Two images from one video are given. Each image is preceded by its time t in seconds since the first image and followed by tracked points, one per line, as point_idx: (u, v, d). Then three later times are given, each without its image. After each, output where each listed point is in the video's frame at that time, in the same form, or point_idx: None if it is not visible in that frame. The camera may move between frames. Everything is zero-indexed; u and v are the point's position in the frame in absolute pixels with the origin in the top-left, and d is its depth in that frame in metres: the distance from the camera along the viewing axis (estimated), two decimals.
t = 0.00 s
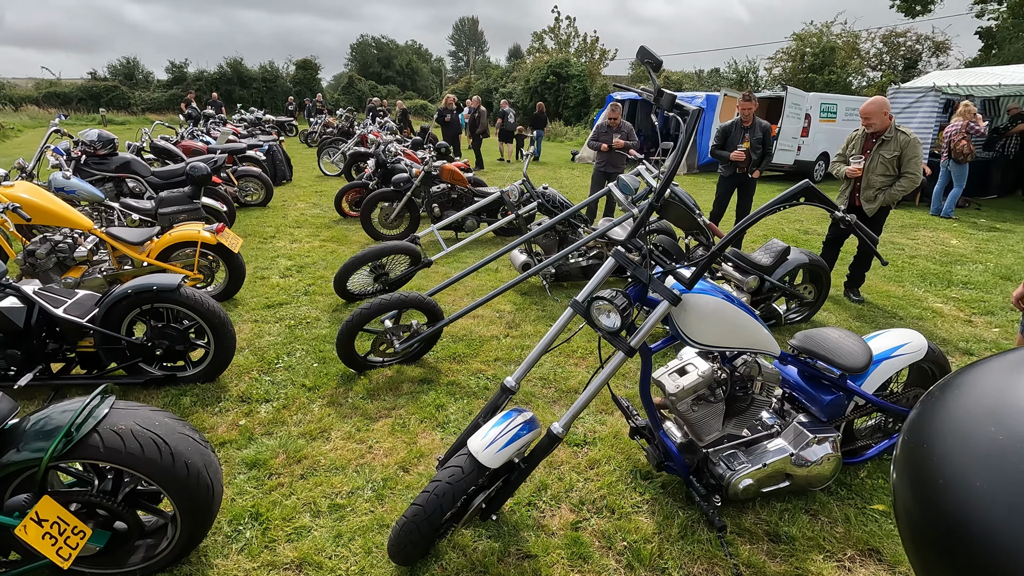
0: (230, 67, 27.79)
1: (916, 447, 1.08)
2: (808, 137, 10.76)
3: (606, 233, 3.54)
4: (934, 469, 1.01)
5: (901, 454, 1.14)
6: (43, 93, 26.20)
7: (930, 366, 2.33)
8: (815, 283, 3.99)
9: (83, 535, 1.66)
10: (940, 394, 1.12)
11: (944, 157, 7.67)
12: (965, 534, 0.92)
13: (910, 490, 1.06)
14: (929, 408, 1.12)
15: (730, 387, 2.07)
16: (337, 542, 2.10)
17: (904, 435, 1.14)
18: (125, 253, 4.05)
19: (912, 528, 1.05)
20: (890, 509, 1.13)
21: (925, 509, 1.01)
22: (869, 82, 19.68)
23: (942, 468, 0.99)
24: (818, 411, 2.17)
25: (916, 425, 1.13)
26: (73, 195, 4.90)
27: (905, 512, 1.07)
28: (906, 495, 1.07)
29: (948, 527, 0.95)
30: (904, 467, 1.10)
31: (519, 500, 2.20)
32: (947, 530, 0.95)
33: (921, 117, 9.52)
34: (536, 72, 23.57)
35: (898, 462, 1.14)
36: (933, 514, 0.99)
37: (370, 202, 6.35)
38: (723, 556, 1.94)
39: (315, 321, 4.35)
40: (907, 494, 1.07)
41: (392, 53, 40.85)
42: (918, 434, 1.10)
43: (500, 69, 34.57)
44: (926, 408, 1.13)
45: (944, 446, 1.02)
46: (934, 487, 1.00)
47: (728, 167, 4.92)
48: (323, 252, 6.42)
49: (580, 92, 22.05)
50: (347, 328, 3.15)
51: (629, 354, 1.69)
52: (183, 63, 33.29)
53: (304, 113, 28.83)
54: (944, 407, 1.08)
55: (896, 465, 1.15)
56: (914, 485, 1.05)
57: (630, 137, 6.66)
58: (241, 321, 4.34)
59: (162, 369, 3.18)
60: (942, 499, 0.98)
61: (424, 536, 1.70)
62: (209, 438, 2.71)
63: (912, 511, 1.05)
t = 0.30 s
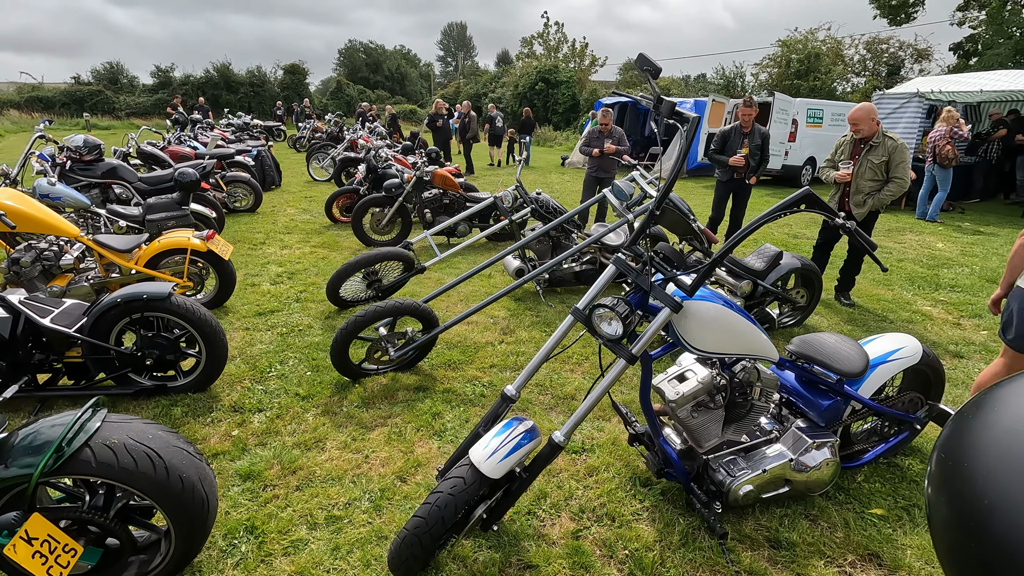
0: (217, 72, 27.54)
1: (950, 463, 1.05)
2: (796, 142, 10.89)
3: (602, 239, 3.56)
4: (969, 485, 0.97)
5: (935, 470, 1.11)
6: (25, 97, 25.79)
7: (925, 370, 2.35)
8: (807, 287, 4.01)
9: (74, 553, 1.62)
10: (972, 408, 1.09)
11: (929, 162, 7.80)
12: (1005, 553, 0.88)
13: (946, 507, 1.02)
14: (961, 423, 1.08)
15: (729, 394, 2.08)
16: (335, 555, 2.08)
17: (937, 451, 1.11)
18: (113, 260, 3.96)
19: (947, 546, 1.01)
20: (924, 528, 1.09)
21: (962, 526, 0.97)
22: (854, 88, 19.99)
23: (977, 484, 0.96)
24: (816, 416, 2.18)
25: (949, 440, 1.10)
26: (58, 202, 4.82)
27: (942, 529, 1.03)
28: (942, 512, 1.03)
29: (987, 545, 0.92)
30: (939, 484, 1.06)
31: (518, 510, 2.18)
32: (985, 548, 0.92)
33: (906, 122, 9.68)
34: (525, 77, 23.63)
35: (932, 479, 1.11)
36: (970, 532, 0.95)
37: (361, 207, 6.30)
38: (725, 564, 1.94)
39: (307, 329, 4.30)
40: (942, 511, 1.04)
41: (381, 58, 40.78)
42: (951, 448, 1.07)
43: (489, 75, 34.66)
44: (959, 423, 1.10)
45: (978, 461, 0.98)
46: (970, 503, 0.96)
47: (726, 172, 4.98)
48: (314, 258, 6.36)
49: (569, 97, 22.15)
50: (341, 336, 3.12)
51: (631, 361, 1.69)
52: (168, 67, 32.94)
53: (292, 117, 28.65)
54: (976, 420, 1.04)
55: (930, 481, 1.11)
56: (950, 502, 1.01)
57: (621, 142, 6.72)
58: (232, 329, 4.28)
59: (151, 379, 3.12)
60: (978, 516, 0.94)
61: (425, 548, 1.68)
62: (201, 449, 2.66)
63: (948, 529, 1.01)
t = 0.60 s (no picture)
0: (212, 78, 27.50)
1: (984, 489, 1.24)
2: (790, 148, 10.97)
3: (601, 246, 3.54)
4: (1006, 513, 1.17)
5: (967, 494, 1.31)
6: (18, 103, 25.67)
7: (925, 377, 2.36)
8: (805, 294, 4.03)
9: (71, 570, 1.58)
10: (1001, 443, 1.29)
11: (922, 168, 7.87)
12: None
13: (982, 528, 1.22)
14: (994, 454, 1.28)
15: (733, 403, 2.10)
16: (336, 569, 2.05)
17: (971, 477, 1.30)
18: (107, 268, 3.90)
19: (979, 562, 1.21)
20: (958, 543, 1.29)
21: (998, 549, 1.17)
22: (846, 94, 20.17)
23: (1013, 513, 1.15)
24: (818, 425, 2.17)
25: (982, 469, 1.29)
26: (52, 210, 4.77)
27: (975, 547, 1.23)
28: (978, 534, 1.23)
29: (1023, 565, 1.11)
30: (973, 507, 1.26)
31: (521, 521, 2.16)
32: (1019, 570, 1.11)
33: (899, 128, 9.78)
34: (520, 83, 23.71)
35: (965, 501, 1.31)
36: (1005, 554, 1.15)
37: (358, 214, 6.28)
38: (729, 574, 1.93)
39: (304, 337, 4.27)
40: (978, 532, 1.23)
41: (376, 64, 40.85)
42: (986, 477, 1.26)
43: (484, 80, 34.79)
44: (990, 453, 1.30)
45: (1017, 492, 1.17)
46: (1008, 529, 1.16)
47: (726, 178, 4.94)
48: (310, 265, 6.34)
49: (564, 103, 22.24)
50: (339, 345, 3.10)
51: (634, 371, 1.68)
52: (162, 73, 32.88)
53: (287, 123, 28.61)
54: (1008, 455, 1.24)
55: (963, 504, 1.31)
56: (987, 525, 1.20)
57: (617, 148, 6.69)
58: (228, 337, 4.24)
59: (147, 389, 3.08)
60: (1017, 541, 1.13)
61: (428, 563, 1.65)
62: (198, 461, 2.62)
63: (982, 548, 1.21)
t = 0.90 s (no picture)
0: (211, 83, 27.55)
1: (1010, 502, 1.30)
2: (788, 151, 10.99)
3: (601, 250, 3.53)
4: None
5: (991, 505, 1.37)
6: (17, 108, 25.70)
7: (929, 381, 2.35)
8: (805, 297, 4.02)
9: None
10: None
11: (921, 171, 7.89)
12: None
13: (1010, 542, 1.28)
14: (1018, 465, 1.34)
15: (736, 408, 2.07)
16: None
17: (995, 489, 1.36)
18: (105, 273, 3.89)
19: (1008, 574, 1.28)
20: (983, 554, 1.36)
21: None
22: (844, 98, 20.24)
23: None
24: (822, 429, 2.15)
25: (1006, 480, 1.35)
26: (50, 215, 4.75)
27: (1004, 560, 1.30)
28: (1006, 548, 1.29)
29: None
30: (998, 519, 1.32)
31: (523, 527, 2.14)
32: None
33: (897, 132, 9.82)
34: (518, 88, 23.76)
35: (988, 511, 1.37)
36: None
37: (357, 218, 6.27)
38: None
39: (304, 342, 4.26)
40: (1006, 545, 1.30)
41: (374, 68, 40.94)
42: (1012, 489, 1.32)
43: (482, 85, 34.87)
44: (1014, 466, 1.35)
45: None
46: None
47: (730, 184, 4.97)
48: (310, 269, 6.32)
49: (562, 107, 22.29)
50: (339, 350, 3.08)
51: (638, 376, 1.66)
52: (161, 78, 32.95)
53: (286, 127, 28.64)
54: None
55: (987, 514, 1.37)
56: (1015, 541, 1.26)
57: (616, 152, 6.67)
58: (227, 343, 4.22)
59: (145, 396, 3.06)
60: None
61: (431, 572, 1.63)
62: (197, 468, 2.60)
63: (1012, 561, 1.28)
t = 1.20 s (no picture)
0: (209, 87, 27.57)
1: None
2: (786, 155, 11.03)
3: (601, 254, 3.53)
4: None
5: (1007, 512, 1.36)
6: (14, 112, 25.68)
7: (930, 385, 2.35)
8: (805, 301, 4.03)
9: None
10: None
11: (921, 174, 7.92)
12: None
13: None
14: None
15: (738, 412, 2.07)
16: None
17: (1011, 497, 1.34)
18: (104, 279, 3.87)
19: None
20: (999, 562, 1.35)
21: None
22: (840, 102, 20.35)
23: None
24: (824, 433, 2.15)
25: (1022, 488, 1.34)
26: (48, 220, 4.72)
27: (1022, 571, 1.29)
28: None
29: None
30: (1015, 528, 1.32)
31: (525, 533, 2.13)
32: None
33: (894, 135, 9.87)
34: (516, 92, 23.83)
35: (1004, 519, 1.36)
36: None
37: (356, 222, 6.27)
38: None
39: (304, 347, 4.25)
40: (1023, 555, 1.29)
41: (372, 73, 41.02)
42: None
43: (480, 89, 34.97)
44: None
45: None
46: None
47: (733, 190, 4.99)
48: (308, 274, 6.31)
49: (560, 111, 22.33)
50: (339, 355, 3.07)
51: (641, 381, 1.66)
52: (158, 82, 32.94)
53: (283, 132, 28.64)
54: None
55: (1003, 522, 1.36)
56: None
57: (615, 156, 6.69)
58: (227, 348, 4.21)
59: (144, 402, 3.04)
60: None
61: None
62: (197, 474, 2.59)
63: None
